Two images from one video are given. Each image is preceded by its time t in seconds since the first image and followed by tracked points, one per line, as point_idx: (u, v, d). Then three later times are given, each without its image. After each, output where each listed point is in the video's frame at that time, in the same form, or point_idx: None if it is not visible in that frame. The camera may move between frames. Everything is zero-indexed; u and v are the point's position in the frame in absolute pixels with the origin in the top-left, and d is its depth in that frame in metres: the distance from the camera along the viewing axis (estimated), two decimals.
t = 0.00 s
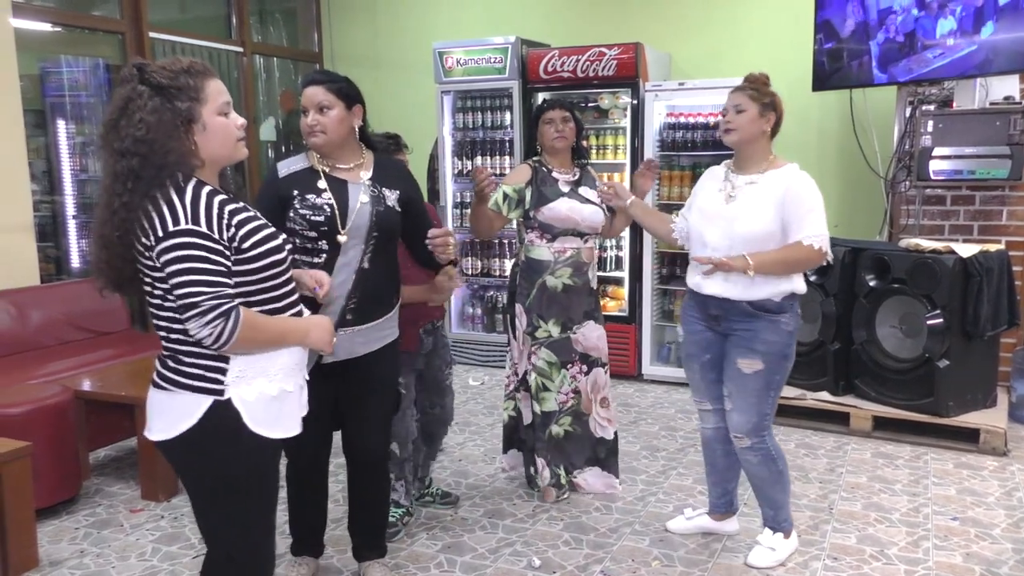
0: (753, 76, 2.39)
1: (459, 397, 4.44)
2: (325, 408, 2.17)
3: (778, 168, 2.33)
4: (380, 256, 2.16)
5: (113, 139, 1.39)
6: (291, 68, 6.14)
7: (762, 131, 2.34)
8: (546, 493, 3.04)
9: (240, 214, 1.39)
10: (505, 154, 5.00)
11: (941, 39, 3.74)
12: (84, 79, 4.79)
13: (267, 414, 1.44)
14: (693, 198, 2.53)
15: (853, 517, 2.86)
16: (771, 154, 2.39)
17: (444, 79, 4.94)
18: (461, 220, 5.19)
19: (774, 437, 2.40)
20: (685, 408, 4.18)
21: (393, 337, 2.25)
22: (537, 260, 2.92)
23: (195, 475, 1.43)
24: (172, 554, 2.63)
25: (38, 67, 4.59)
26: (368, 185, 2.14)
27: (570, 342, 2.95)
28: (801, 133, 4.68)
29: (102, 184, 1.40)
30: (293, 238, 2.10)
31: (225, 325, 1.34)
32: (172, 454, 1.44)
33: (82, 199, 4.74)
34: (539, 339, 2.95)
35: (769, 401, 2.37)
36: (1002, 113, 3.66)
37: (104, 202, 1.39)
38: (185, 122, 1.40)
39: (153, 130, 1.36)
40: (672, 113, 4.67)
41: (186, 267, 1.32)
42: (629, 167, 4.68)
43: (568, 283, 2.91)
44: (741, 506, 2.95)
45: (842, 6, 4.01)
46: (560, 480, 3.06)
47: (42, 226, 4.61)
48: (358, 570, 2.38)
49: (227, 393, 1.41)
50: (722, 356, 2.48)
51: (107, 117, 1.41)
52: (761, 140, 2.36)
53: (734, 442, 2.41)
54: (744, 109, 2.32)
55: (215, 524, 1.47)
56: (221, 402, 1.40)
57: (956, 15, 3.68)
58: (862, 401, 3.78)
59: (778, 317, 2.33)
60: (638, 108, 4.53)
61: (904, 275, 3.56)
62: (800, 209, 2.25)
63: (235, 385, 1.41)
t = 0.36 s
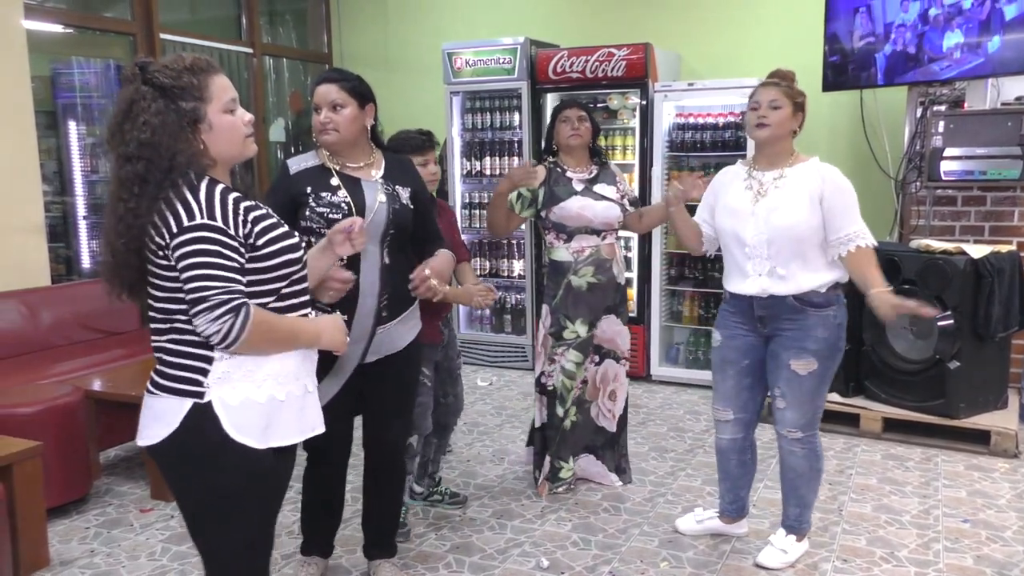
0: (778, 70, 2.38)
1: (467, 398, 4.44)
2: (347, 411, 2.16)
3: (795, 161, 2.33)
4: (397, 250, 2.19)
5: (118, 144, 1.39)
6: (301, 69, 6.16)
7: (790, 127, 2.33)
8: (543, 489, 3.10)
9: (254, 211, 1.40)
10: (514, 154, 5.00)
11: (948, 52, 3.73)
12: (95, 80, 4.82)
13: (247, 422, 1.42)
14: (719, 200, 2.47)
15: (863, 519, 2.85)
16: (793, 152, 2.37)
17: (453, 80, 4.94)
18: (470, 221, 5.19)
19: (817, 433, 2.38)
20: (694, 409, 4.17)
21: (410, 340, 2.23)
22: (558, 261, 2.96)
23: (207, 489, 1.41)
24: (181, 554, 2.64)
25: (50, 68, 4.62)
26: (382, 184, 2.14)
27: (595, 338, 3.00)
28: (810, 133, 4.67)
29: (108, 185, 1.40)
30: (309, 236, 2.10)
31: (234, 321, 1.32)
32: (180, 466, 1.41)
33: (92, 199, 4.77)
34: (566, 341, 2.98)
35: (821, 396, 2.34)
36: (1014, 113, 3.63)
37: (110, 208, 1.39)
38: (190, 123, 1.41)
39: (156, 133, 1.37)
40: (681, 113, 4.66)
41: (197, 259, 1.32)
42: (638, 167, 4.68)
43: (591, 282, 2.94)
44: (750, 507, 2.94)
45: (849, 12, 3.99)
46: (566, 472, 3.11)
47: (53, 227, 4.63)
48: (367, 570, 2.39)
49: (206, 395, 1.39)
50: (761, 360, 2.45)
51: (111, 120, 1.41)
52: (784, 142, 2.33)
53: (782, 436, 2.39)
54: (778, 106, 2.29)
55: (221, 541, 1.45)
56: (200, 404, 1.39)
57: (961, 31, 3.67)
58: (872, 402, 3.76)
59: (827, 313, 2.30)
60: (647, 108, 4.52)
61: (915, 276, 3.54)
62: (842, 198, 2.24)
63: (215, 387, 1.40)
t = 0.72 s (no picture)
0: (790, 71, 2.41)
1: (468, 397, 4.44)
2: (348, 412, 2.15)
3: (802, 164, 2.31)
4: (401, 252, 2.19)
5: (122, 138, 1.39)
6: (303, 68, 6.16)
7: (804, 131, 2.32)
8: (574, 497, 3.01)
9: (240, 220, 1.37)
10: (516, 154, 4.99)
11: (949, 50, 3.72)
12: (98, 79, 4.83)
13: (267, 430, 1.43)
14: (724, 202, 2.45)
15: (865, 519, 2.84)
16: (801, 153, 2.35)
17: (455, 79, 4.94)
18: (472, 220, 5.18)
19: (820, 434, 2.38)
20: (696, 409, 4.17)
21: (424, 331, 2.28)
22: (566, 263, 2.95)
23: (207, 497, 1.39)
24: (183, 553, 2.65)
25: (54, 67, 4.63)
26: (386, 187, 2.15)
27: (603, 340, 2.96)
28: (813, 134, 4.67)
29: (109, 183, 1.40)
30: (313, 240, 2.10)
31: (175, 317, 1.29)
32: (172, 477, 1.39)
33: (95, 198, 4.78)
34: (579, 340, 2.95)
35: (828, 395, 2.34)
36: (1018, 113, 3.61)
37: (108, 202, 1.39)
38: (196, 119, 1.41)
39: (160, 129, 1.37)
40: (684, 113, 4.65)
41: (165, 256, 1.31)
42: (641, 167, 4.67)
43: (597, 285, 2.91)
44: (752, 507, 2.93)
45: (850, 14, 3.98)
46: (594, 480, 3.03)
47: (56, 226, 4.64)
48: (369, 569, 2.39)
49: (229, 403, 1.38)
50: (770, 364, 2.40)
51: (115, 114, 1.41)
52: (795, 147, 2.33)
53: (789, 435, 2.38)
54: (795, 108, 2.27)
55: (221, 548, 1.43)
56: (222, 412, 1.38)
57: (962, 32, 3.66)
58: (875, 402, 3.76)
59: (835, 312, 2.28)
60: (650, 108, 4.52)
61: (918, 276, 3.53)
62: (852, 199, 2.25)
63: (239, 396, 1.39)
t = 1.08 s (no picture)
0: (801, 71, 2.30)
1: (474, 397, 4.44)
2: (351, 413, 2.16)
3: (818, 170, 2.26)
4: (375, 259, 2.15)
5: (131, 150, 1.38)
6: (309, 68, 6.17)
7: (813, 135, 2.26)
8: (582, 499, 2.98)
9: (257, 223, 1.38)
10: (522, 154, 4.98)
11: (954, 42, 3.70)
12: (105, 80, 4.85)
13: (245, 444, 1.39)
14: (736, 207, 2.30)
15: (872, 520, 2.84)
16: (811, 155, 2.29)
17: (461, 79, 4.95)
18: (478, 220, 5.18)
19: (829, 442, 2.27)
20: (701, 409, 4.16)
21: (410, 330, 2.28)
22: (571, 259, 2.94)
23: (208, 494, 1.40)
24: (189, 552, 2.65)
25: (60, 68, 4.65)
26: (366, 194, 2.12)
27: (602, 344, 2.97)
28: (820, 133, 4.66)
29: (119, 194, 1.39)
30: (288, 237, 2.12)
31: (247, 344, 1.33)
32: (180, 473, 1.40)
33: (102, 198, 4.80)
34: (573, 340, 2.95)
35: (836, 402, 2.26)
36: None
37: (117, 214, 1.37)
38: (207, 128, 1.40)
39: (172, 139, 1.36)
40: (690, 113, 4.65)
41: (207, 284, 1.31)
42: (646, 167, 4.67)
43: (598, 283, 2.92)
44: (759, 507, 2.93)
45: (856, 10, 3.97)
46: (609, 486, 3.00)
47: (63, 226, 4.66)
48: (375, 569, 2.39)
49: (200, 418, 1.37)
50: (778, 366, 2.34)
51: (124, 125, 1.40)
52: (806, 150, 2.26)
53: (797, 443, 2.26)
54: (808, 110, 2.21)
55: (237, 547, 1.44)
56: (195, 427, 1.37)
57: (968, 29, 3.65)
58: (881, 402, 3.75)
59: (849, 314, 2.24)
60: (655, 108, 4.52)
61: (925, 275, 3.51)
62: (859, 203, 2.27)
63: (208, 411, 1.37)
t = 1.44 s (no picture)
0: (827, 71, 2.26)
1: (480, 397, 4.43)
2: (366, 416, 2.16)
3: (839, 169, 2.20)
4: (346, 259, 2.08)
5: (139, 142, 1.38)
6: (314, 68, 6.18)
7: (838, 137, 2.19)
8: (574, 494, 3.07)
9: (270, 225, 1.35)
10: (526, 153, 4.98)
11: (965, 36, 3.69)
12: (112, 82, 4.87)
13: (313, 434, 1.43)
14: (754, 210, 2.30)
15: (878, 519, 2.83)
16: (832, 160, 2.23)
17: (465, 79, 4.95)
18: (483, 220, 5.18)
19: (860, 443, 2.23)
20: (707, 408, 4.16)
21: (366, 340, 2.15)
22: (576, 261, 2.95)
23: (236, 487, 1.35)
24: (196, 552, 2.66)
25: (67, 70, 4.66)
26: (335, 193, 2.06)
27: (614, 341, 2.92)
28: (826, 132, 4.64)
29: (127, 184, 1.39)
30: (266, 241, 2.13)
31: (191, 332, 1.23)
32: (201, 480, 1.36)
33: (108, 200, 4.82)
34: (583, 340, 2.94)
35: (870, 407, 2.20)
36: None
37: (128, 205, 1.38)
38: (213, 121, 1.38)
39: (177, 132, 1.35)
40: (694, 112, 4.64)
41: (196, 267, 1.27)
42: (651, 167, 4.67)
43: (607, 283, 2.90)
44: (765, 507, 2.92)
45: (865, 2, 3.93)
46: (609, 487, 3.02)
47: (70, 227, 4.67)
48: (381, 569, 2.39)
49: (280, 406, 1.38)
50: (810, 367, 2.28)
51: (133, 114, 1.40)
52: (830, 153, 2.20)
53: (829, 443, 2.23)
54: (834, 111, 2.16)
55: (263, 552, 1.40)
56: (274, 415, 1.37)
57: (981, 27, 3.64)
58: (888, 401, 3.73)
59: (871, 318, 2.15)
60: (660, 107, 4.51)
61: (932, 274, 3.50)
62: (893, 204, 2.17)
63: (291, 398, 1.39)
